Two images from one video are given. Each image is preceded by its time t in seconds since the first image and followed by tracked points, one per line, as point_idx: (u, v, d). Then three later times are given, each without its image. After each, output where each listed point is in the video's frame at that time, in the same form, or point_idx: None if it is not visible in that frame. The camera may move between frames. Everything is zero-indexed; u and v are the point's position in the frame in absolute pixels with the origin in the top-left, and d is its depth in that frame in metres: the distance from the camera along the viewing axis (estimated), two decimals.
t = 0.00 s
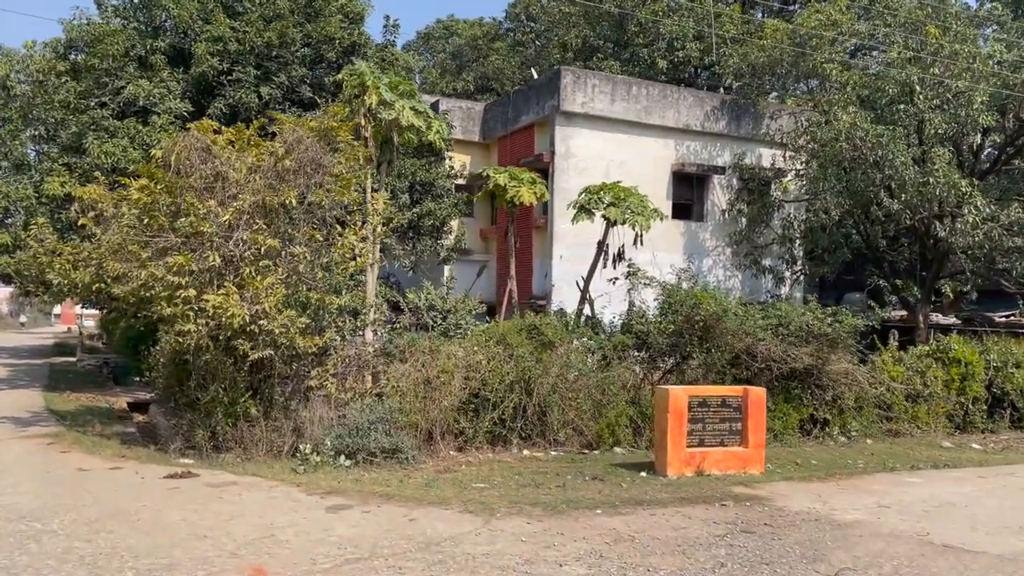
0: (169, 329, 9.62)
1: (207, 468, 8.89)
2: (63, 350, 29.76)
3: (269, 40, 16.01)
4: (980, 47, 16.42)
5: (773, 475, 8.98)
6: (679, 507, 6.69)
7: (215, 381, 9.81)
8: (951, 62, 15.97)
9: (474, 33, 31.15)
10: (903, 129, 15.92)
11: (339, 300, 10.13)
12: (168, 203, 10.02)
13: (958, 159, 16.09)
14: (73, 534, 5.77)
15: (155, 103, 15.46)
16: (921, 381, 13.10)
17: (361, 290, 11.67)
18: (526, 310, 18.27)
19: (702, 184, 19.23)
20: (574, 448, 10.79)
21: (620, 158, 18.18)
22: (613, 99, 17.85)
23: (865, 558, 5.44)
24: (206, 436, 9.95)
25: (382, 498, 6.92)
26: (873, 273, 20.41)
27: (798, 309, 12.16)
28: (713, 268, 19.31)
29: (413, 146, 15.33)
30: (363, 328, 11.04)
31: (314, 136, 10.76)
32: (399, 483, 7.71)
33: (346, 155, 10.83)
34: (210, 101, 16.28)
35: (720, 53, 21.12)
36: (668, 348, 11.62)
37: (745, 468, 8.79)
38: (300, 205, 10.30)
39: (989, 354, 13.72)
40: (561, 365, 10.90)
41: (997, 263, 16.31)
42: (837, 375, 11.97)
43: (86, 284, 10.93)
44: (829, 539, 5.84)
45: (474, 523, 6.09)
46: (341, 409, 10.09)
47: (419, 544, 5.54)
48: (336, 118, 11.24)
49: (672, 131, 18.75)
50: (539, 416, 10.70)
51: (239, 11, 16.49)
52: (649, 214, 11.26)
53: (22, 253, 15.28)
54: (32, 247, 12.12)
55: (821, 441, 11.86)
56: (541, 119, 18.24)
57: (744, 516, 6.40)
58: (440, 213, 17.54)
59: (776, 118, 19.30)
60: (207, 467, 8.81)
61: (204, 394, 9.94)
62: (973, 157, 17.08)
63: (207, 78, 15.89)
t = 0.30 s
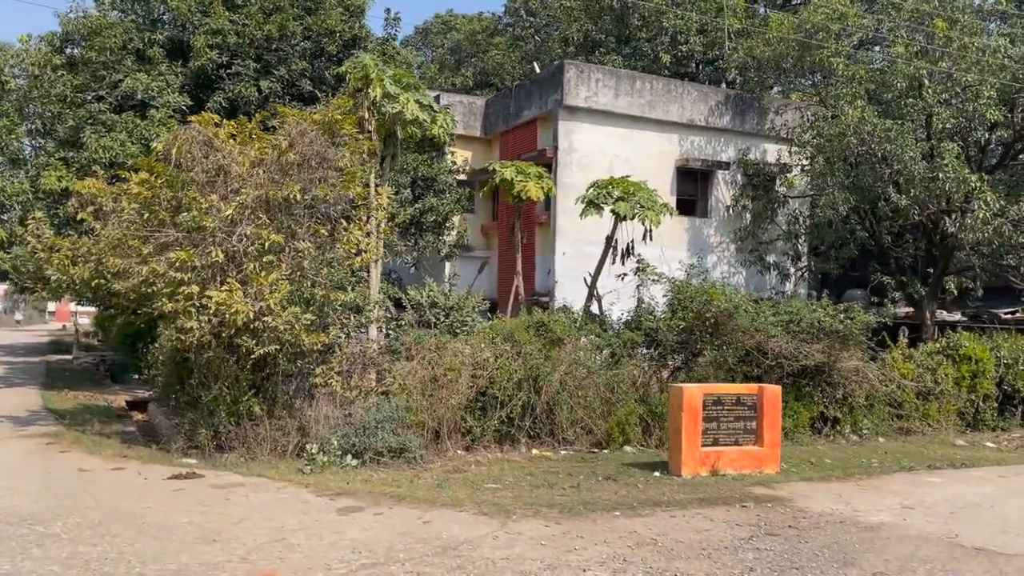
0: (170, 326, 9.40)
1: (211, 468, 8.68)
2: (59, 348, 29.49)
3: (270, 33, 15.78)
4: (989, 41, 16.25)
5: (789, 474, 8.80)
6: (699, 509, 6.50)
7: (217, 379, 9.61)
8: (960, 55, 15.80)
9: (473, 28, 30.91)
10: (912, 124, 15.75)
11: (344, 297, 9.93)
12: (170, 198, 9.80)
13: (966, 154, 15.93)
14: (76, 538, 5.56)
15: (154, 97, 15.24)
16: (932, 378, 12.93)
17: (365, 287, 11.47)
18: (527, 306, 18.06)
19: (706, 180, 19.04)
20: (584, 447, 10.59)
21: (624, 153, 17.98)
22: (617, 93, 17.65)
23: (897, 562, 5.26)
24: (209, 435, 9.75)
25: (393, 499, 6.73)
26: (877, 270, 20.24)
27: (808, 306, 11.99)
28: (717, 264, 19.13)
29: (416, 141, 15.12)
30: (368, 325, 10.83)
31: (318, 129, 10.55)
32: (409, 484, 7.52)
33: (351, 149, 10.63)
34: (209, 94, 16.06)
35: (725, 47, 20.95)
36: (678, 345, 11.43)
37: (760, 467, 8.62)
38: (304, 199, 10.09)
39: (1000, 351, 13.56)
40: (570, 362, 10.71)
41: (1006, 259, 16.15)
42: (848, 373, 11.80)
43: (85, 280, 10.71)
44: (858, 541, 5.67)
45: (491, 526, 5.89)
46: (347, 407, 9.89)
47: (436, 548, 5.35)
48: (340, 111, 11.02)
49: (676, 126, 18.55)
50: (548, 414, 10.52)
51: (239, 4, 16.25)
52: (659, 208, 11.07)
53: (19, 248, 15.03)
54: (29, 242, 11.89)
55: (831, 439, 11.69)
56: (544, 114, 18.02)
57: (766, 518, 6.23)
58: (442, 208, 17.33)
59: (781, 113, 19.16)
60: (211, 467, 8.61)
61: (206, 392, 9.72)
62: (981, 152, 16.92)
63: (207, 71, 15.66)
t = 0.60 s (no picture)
0: (176, 327, 9.23)
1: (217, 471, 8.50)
2: (59, 347, 29.28)
3: (273, 29, 15.59)
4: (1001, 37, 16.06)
5: (807, 477, 8.64)
6: (721, 514, 6.34)
7: (224, 380, 9.44)
8: (971, 51, 15.62)
9: (475, 25, 30.70)
10: (923, 120, 15.57)
11: (352, 296, 9.75)
12: (174, 196, 9.61)
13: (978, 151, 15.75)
14: (83, 547, 5.39)
15: (156, 94, 15.06)
16: (946, 377, 12.78)
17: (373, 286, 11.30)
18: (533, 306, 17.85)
19: (713, 177, 18.85)
20: (597, 449, 10.42)
21: (630, 150, 17.79)
22: (623, 90, 17.46)
23: (932, 570, 5.11)
24: (216, 437, 9.58)
25: (409, 504, 6.56)
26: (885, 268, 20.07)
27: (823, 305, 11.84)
28: (725, 263, 18.93)
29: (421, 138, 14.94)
30: (375, 325, 10.66)
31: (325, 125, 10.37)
32: (423, 488, 7.36)
33: (359, 146, 10.34)
34: (211, 91, 15.90)
35: (732, 43, 20.78)
36: (690, 346, 11.27)
37: (779, 469, 8.46)
38: (312, 197, 9.91)
39: (1014, 349, 13.40)
40: (582, 362, 10.55)
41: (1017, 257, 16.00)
42: (862, 373, 11.63)
43: (88, 280, 10.53)
44: (889, 548, 5.50)
45: (510, 533, 5.71)
46: (356, 409, 9.72)
47: (457, 557, 5.19)
48: (347, 107, 10.83)
49: (683, 123, 18.37)
50: (559, 415, 10.34)
51: None
52: (671, 206, 10.90)
53: (21, 247, 14.84)
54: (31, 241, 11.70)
55: (845, 440, 11.53)
56: (549, 111, 17.82)
57: (792, 524, 6.07)
58: (447, 206, 17.18)
59: (789, 109, 19.11)
60: (218, 471, 8.44)
61: (211, 393, 9.56)
62: (992, 149, 16.75)
63: (209, 68, 15.48)
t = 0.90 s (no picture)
0: (184, 327, 9.08)
1: (227, 475, 8.35)
2: (62, 348, 29.13)
3: (279, 27, 15.44)
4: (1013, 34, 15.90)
5: (828, 479, 8.48)
6: (746, 519, 6.18)
7: (232, 381, 9.29)
8: (984, 48, 15.46)
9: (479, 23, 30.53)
10: (936, 118, 15.40)
11: (363, 296, 9.59)
12: (182, 194, 9.44)
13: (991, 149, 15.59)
14: (92, 555, 5.23)
15: (161, 92, 14.90)
16: (961, 378, 12.62)
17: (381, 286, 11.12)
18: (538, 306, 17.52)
19: (721, 176, 18.65)
20: (611, 451, 10.26)
21: (637, 149, 17.60)
22: (631, 88, 17.29)
23: None
24: (224, 439, 9.43)
25: (426, 509, 6.40)
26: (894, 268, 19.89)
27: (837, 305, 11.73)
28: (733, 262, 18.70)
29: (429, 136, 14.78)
30: (384, 324, 10.49)
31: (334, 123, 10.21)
32: (438, 492, 7.19)
33: (368, 144, 10.22)
34: (217, 90, 15.77)
35: (740, 41, 20.61)
36: (704, 346, 11.09)
37: (799, 472, 8.29)
38: (320, 195, 9.75)
39: None
40: (595, 362, 10.39)
41: None
42: (877, 373, 11.47)
43: (95, 279, 10.37)
44: (922, 555, 5.34)
45: (532, 539, 5.54)
46: (365, 410, 9.56)
47: (479, 564, 5.04)
48: (356, 104, 10.67)
49: (690, 121, 18.19)
50: (573, 417, 10.18)
51: None
52: (685, 204, 10.76)
53: (25, 247, 14.68)
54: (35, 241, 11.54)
55: (861, 441, 11.36)
56: (556, 110, 17.65)
57: (819, 529, 5.91)
58: (454, 206, 17.03)
59: (798, 108, 18.90)
60: (227, 475, 8.29)
61: (219, 395, 9.43)
62: (1005, 147, 16.58)
63: (215, 66, 15.34)
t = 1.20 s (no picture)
0: (190, 330, 8.90)
1: (235, 481, 8.15)
2: (65, 350, 28.94)
3: (284, 26, 15.25)
4: None
5: (850, 486, 8.28)
6: (774, 529, 5.98)
7: (240, 385, 9.09)
8: (999, 45, 15.27)
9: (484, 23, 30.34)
10: (951, 116, 15.22)
11: (373, 298, 9.40)
12: (188, 194, 9.27)
13: (1007, 147, 15.41)
14: (99, 568, 5.04)
15: (165, 92, 14.72)
16: (980, 380, 12.41)
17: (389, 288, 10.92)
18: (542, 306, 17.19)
19: (730, 176, 18.39)
20: (626, 457, 10.04)
21: (646, 148, 17.38)
22: (640, 86, 17.07)
23: None
24: (231, 445, 9.22)
25: (441, 518, 6.21)
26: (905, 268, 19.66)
27: (854, 305, 11.65)
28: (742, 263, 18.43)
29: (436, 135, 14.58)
30: (393, 327, 10.29)
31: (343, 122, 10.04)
32: (453, 500, 7.00)
33: (377, 143, 10.04)
34: (222, 90, 15.59)
35: (749, 39, 20.41)
36: (719, 348, 10.87)
37: (821, 478, 8.08)
38: (329, 195, 9.56)
39: None
40: (609, 365, 10.19)
41: None
42: (895, 376, 11.26)
43: (100, 281, 10.19)
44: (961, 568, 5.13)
45: (554, 552, 5.34)
46: (375, 415, 9.36)
47: None
48: (365, 103, 10.49)
49: (700, 120, 17.97)
50: (586, 421, 9.96)
51: None
52: (699, 203, 10.54)
53: (29, 249, 14.50)
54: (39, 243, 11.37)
55: (880, 445, 11.15)
56: (563, 109, 17.44)
57: (850, 540, 5.71)
58: (461, 206, 16.83)
59: (808, 106, 18.70)
60: (236, 481, 8.09)
61: (226, 399, 9.24)
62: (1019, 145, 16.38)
63: (220, 66, 15.16)
